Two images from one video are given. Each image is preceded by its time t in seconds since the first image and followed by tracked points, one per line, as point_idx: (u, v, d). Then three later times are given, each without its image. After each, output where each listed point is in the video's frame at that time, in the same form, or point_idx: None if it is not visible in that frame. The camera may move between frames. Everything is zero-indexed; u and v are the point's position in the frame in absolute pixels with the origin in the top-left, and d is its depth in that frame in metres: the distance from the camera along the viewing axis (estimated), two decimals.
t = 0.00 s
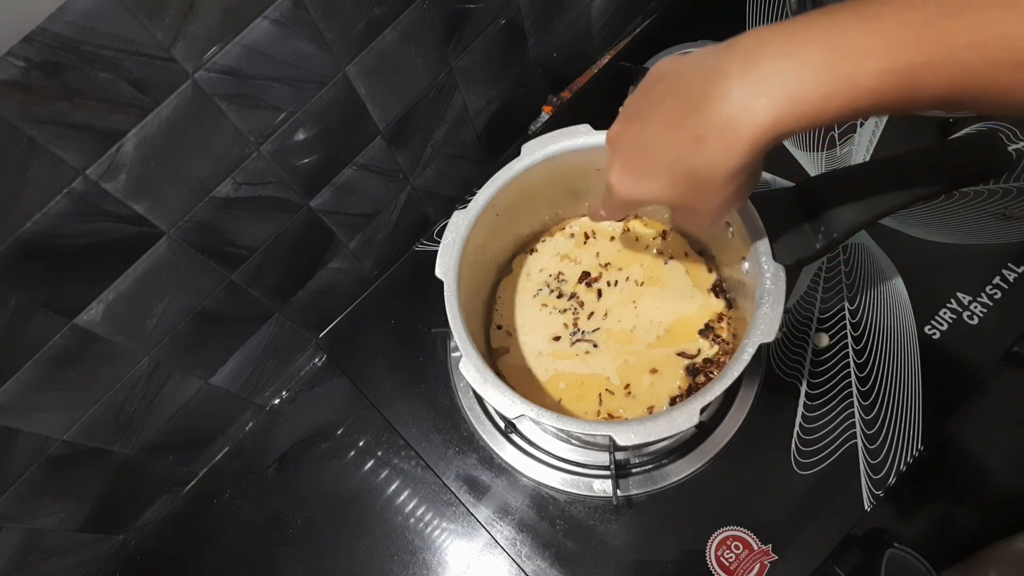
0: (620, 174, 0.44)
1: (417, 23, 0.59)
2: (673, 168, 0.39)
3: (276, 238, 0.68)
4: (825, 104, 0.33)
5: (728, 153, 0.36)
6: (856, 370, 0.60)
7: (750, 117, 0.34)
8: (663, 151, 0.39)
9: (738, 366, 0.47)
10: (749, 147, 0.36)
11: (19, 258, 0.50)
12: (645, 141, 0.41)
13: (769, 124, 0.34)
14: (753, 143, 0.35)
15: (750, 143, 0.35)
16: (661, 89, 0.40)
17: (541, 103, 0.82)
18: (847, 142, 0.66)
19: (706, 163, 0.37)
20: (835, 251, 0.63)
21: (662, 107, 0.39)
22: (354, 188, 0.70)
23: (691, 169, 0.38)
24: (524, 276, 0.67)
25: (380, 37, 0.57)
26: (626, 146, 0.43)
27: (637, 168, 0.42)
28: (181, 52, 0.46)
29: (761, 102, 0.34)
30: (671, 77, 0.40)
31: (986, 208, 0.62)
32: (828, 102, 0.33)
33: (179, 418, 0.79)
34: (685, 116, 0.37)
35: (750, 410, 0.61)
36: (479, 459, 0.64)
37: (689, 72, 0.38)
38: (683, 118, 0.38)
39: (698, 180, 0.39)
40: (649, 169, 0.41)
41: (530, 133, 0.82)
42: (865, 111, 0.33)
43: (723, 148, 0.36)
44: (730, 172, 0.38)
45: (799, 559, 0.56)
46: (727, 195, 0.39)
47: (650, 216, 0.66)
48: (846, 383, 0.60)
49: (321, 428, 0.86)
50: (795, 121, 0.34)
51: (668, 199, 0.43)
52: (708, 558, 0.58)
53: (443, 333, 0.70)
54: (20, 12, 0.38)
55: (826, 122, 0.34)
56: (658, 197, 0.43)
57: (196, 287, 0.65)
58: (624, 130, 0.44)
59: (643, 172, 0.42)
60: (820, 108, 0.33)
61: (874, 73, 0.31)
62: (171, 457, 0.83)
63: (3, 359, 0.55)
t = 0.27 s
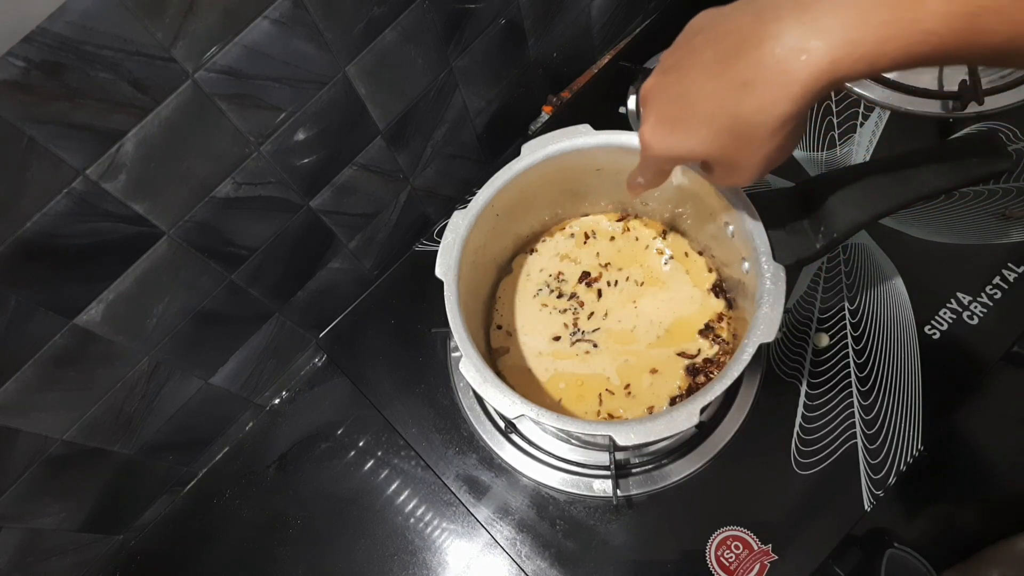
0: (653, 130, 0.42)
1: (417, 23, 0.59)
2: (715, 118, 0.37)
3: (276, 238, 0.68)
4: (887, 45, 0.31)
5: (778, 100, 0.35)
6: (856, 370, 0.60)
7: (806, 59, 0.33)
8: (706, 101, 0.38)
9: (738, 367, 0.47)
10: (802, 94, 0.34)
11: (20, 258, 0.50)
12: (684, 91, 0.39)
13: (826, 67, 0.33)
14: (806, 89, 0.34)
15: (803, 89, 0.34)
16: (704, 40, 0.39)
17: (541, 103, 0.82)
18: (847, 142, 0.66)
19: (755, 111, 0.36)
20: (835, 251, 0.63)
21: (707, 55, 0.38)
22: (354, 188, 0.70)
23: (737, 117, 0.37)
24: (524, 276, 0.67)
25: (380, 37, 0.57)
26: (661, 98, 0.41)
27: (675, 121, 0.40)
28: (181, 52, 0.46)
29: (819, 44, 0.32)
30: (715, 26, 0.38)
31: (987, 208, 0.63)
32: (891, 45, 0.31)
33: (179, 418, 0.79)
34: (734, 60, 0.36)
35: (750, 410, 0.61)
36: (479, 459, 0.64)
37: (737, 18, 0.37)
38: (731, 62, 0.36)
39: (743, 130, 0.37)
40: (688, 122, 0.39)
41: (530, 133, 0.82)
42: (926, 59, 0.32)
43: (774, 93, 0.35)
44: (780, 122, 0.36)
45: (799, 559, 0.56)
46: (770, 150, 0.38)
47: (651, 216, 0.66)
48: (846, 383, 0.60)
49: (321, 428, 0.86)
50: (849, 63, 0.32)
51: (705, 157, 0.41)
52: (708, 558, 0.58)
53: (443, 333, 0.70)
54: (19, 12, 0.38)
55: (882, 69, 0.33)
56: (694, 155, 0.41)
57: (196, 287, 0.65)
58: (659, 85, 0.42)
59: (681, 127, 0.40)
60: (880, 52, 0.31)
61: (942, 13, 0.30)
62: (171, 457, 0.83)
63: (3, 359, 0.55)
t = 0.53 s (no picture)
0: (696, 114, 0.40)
1: (417, 23, 0.59)
2: (766, 95, 0.35)
3: (276, 238, 0.68)
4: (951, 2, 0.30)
5: (836, 72, 0.33)
6: (856, 370, 0.60)
7: (867, 25, 0.31)
8: (754, 78, 0.35)
9: (738, 366, 0.47)
10: (862, 62, 0.32)
11: (19, 258, 0.50)
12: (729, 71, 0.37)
13: (887, 32, 0.31)
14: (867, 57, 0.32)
15: (864, 57, 0.32)
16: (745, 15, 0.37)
17: (541, 103, 0.82)
18: (847, 141, 0.65)
19: (812, 84, 0.34)
20: (835, 251, 0.63)
21: (750, 31, 0.36)
22: (354, 188, 0.70)
23: (792, 92, 0.34)
24: (524, 276, 0.67)
25: (380, 37, 0.57)
26: (701, 83, 0.39)
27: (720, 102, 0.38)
28: (181, 52, 0.46)
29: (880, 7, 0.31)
30: None
31: (987, 208, 0.63)
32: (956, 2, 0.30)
33: (179, 418, 0.79)
34: (786, 32, 0.34)
35: (750, 410, 0.61)
36: (479, 459, 0.64)
37: None
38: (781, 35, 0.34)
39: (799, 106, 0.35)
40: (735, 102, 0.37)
41: (530, 133, 0.82)
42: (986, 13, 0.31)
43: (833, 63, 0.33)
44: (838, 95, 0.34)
45: (799, 559, 0.56)
46: (824, 129, 0.36)
47: (651, 215, 0.66)
48: (846, 383, 0.60)
49: (321, 428, 0.86)
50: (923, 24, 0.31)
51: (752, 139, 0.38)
52: (708, 559, 0.58)
53: (443, 333, 0.70)
54: (20, 12, 0.38)
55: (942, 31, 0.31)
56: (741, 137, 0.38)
57: (196, 287, 0.65)
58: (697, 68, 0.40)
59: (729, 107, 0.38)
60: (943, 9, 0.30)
61: None
62: (171, 457, 0.83)
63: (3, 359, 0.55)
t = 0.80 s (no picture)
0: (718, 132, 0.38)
1: (417, 23, 0.59)
2: (789, 104, 0.34)
3: (277, 238, 0.68)
4: None
5: (861, 76, 0.31)
6: (856, 370, 0.60)
7: (891, 24, 0.30)
8: (775, 87, 0.34)
9: (738, 367, 0.47)
10: (889, 65, 0.31)
11: (19, 258, 0.50)
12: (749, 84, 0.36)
13: (915, 32, 0.30)
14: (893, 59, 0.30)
15: (891, 59, 0.31)
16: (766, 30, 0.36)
17: (541, 103, 0.82)
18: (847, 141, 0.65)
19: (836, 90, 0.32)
20: (835, 251, 0.63)
21: (769, 43, 0.35)
22: (354, 188, 0.70)
23: (815, 101, 0.33)
24: (524, 276, 0.67)
25: (380, 37, 0.57)
26: (719, 100, 0.38)
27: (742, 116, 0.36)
28: (181, 52, 0.46)
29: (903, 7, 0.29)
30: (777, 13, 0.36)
31: (986, 208, 0.63)
32: None
33: (179, 418, 0.79)
34: (806, 40, 0.33)
35: (749, 410, 0.61)
36: (479, 459, 0.64)
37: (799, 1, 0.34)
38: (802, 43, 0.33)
39: (824, 115, 0.33)
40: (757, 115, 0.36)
41: (530, 133, 0.82)
42: None
43: (858, 66, 0.31)
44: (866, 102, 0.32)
45: (799, 559, 0.56)
46: (853, 138, 0.34)
47: (651, 215, 0.66)
48: (846, 383, 0.60)
49: (321, 428, 0.87)
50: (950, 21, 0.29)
51: (777, 155, 0.36)
52: (708, 558, 0.58)
53: (443, 333, 0.70)
54: (21, 12, 0.38)
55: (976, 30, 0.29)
56: (766, 153, 0.37)
57: (196, 287, 0.65)
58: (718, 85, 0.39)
59: (752, 121, 0.36)
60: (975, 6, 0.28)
61: None
62: (171, 457, 0.83)
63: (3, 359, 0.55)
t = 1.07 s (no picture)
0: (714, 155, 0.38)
1: (417, 23, 0.59)
2: (788, 121, 0.34)
3: (276, 238, 0.68)
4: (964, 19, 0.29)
5: (858, 92, 0.32)
6: (856, 370, 0.60)
7: (887, 42, 0.31)
8: (777, 105, 0.34)
9: (738, 366, 0.47)
10: (884, 82, 0.32)
11: (19, 258, 0.50)
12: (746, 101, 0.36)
13: (908, 50, 0.31)
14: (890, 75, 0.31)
15: (886, 77, 0.32)
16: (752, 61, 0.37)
17: (541, 102, 0.82)
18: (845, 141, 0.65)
19: (836, 106, 0.33)
20: (835, 251, 0.63)
21: (763, 64, 0.35)
22: (354, 188, 0.70)
23: (814, 118, 0.33)
24: (524, 276, 0.67)
25: (380, 37, 0.57)
26: (712, 119, 0.38)
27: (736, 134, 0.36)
28: (181, 52, 0.46)
29: (896, 24, 0.31)
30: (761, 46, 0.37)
31: (986, 207, 0.63)
32: (976, 17, 0.29)
33: (179, 418, 0.79)
34: (802, 59, 0.33)
35: (749, 410, 0.61)
36: (479, 459, 0.64)
37: (794, 25, 0.35)
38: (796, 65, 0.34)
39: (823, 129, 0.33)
40: (754, 135, 0.36)
41: (530, 133, 0.82)
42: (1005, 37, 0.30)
43: (854, 84, 0.32)
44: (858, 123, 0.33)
45: (799, 559, 0.56)
46: (849, 154, 0.34)
47: (651, 215, 0.66)
48: (846, 383, 0.60)
49: (321, 428, 0.86)
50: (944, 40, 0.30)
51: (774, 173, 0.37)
52: (708, 559, 0.58)
53: (443, 333, 0.70)
54: (21, 12, 0.38)
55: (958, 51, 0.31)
56: (762, 171, 0.36)
57: (196, 287, 0.65)
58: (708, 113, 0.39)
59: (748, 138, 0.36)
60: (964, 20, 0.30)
61: None
62: (171, 457, 0.83)
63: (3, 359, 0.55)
